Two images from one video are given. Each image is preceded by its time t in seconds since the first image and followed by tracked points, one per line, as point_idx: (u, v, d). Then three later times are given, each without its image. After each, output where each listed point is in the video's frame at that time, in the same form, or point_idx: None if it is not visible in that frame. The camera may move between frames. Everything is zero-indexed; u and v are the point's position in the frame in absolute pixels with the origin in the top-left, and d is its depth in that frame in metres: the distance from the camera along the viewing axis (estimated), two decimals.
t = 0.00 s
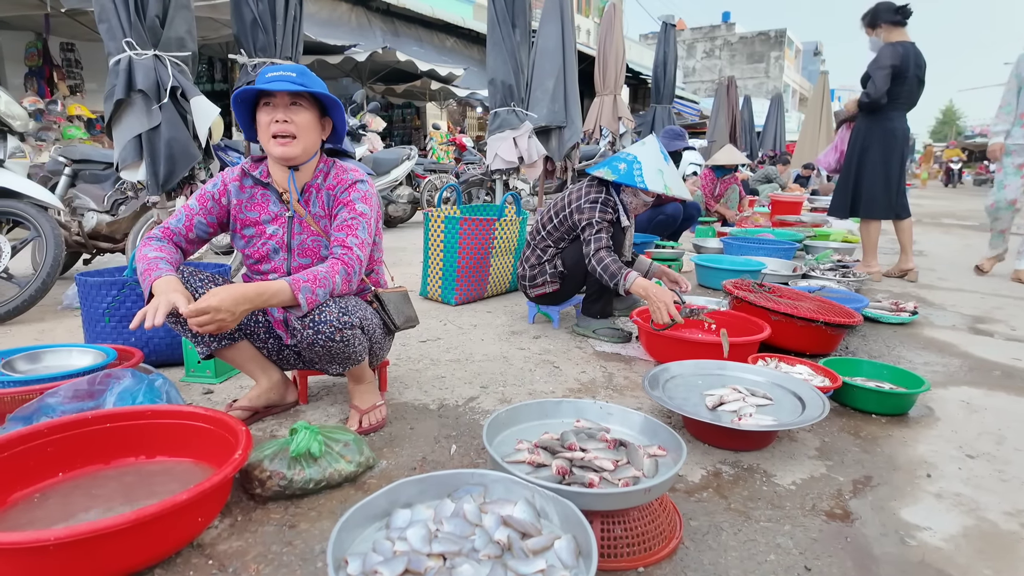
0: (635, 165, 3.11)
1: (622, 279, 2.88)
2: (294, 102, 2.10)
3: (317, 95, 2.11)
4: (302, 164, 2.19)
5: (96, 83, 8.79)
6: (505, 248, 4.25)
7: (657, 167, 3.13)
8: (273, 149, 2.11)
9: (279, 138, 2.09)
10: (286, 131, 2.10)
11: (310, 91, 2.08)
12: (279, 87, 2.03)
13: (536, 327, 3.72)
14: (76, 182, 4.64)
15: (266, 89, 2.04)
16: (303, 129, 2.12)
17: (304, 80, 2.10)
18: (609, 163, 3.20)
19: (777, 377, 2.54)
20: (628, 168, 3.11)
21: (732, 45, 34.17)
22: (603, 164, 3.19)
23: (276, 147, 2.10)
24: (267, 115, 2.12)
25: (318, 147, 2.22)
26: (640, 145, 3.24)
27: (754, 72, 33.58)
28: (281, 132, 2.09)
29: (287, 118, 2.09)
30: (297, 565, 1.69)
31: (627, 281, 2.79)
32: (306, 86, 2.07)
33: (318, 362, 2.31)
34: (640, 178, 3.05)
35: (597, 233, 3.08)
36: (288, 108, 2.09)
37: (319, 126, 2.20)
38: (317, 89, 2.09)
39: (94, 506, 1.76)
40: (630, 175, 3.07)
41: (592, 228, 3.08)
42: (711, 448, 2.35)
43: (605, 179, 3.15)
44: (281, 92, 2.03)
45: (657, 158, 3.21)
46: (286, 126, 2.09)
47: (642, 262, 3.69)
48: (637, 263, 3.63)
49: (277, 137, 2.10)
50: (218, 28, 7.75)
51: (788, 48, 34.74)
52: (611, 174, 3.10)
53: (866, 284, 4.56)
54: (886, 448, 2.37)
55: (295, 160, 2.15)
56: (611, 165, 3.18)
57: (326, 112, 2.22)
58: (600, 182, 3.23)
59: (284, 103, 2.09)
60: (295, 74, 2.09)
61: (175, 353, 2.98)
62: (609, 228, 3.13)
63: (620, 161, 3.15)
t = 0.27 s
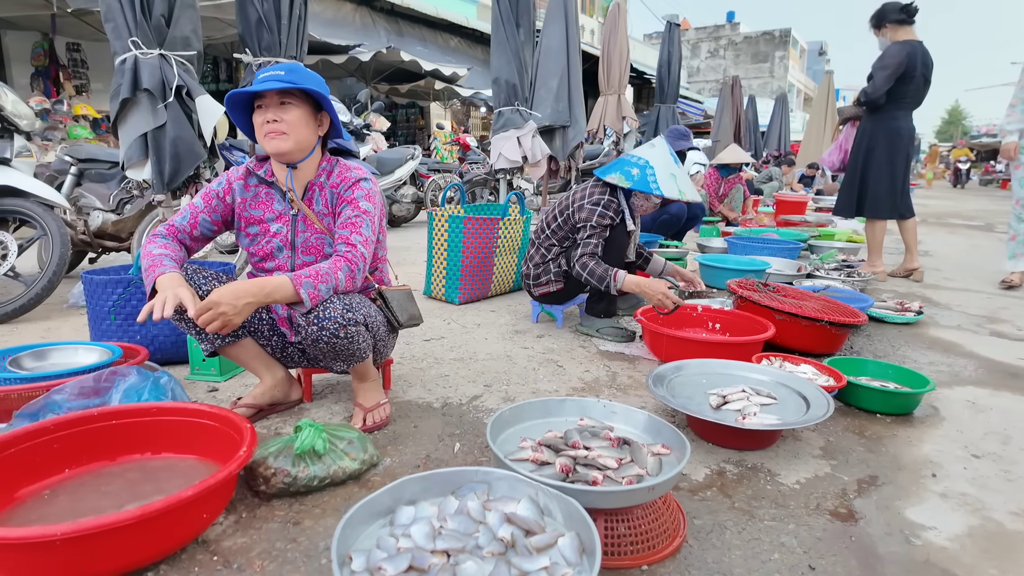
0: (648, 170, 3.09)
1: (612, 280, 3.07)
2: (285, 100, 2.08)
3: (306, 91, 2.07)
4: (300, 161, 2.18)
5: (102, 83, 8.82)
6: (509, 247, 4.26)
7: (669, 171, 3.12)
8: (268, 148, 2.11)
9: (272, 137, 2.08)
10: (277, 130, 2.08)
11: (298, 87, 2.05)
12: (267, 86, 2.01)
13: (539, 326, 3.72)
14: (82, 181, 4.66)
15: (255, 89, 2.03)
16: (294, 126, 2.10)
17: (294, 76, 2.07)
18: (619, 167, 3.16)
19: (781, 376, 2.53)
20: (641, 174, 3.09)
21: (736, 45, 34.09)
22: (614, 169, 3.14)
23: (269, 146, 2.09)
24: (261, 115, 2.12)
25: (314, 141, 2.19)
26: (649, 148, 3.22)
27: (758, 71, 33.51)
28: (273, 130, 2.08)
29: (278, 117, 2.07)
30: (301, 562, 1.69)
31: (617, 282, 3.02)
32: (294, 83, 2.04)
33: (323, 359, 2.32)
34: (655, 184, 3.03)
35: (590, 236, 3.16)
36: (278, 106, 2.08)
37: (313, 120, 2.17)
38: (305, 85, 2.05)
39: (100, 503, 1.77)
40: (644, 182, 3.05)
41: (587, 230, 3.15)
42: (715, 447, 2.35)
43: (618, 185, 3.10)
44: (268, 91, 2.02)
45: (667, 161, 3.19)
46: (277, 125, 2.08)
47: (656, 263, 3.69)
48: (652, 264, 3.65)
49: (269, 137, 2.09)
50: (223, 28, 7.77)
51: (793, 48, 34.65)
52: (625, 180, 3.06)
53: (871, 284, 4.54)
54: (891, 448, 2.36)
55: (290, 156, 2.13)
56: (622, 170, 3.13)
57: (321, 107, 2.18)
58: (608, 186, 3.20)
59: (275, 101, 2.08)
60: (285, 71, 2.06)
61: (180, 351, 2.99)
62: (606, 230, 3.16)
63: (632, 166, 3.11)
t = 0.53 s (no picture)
0: (673, 177, 3.06)
1: (615, 276, 3.19)
2: (282, 98, 2.08)
3: (303, 88, 2.06)
4: (300, 159, 2.18)
5: (108, 83, 8.85)
6: (513, 246, 4.25)
7: (690, 175, 3.12)
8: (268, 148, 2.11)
9: (271, 136, 2.08)
10: (276, 129, 2.08)
11: (294, 85, 2.04)
12: (263, 85, 2.01)
13: (543, 325, 3.71)
14: (88, 180, 4.68)
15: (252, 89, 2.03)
16: (292, 124, 2.09)
17: (290, 74, 2.07)
18: (640, 178, 3.10)
19: (786, 375, 2.52)
20: (666, 183, 3.05)
21: (742, 44, 34.01)
22: (637, 180, 3.08)
23: (268, 145, 2.10)
24: (260, 116, 2.13)
25: (314, 138, 2.19)
26: (664, 153, 3.18)
27: (764, 71, 33.42)
28: (271, 130, 2.07)
29: (276, 116, 2.07)
30: (304, 558, 1.69)
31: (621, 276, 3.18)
32: (290, 81, 2.03)
33: (326, 356, 2.32)
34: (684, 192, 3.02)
35: (593, 234, 3.18)
36: (276, 105, 2.08)
37: (312, 117, 2.16)
38: (301, 82, 2.04)
39: (105, 498, 1.77)
40: (674, 192, 3.01)
41: (591, 229, 3.17)
42: (720, 446, 2.34)
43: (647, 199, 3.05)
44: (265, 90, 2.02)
45: (682, 163, 3.19)
46: (275, 124, 2.08)
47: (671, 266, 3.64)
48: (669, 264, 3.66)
49: (268, 136, 2.09)
50: (228, 28, 7.79)
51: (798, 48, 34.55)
52: (656, 194, 3.01)
53: (876, 283, 4.52)
54: (897, 447, 2.34)
55: (290, 154, 2.13)
56: (645, 181, 3.08)
57: (320, 104, 2.17)
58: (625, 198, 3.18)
59: (273, 101, 2.08)
60: (281, 70, 2.06)
61: (185, 349, 3.00)
62: (610, 229, 3.17)
63: (657, 177, 3.07)
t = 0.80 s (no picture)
0: (678, 167, 3.09)
1: (621, 274, 3.18)
2: (283, 90, 2.07)
3: (304, 79, 2.05)
4: (303, 151, 2.17)
5: (111, 81, 8.85)
6: (515, 241, 4.24)
7: (693, 163, 3.16)
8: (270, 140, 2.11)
9: (272, 128, 2.08)
10: (277, 121, 2.07)
11: (295, 77, 2.02)
12: (264, 77, 2.00)
13: (545, 320, 3.70)
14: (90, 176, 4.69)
15: (254, 81, 2.02)
16: (293, 116, 2.08)
17: (291, 66, 2.05)
18: (645, 170, 3.09)
19: (789, 369, 2.50)
20: (672, 173, 3.07)
21: (746, 42, 33.91)
22: (643, 174, 3.07)
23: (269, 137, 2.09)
24: (261, 108, 2.12)
25: (316, 129, 2.18)
26: (666, 144, 3.19)
27: (768, 68, 33.32)
28: (272, 122, 2.07)
29: (277, 108, 2.07)
30: (304, 549, 1.69)
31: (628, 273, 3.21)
32: (291, 72, 2.02)
33: (327, 349, 2.31)
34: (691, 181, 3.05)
35: (601, 227, 3.16)
36: (277, 97, 2.07)
37: (313, 109, 2.15)
38: (302, 74, 2.03)
39: (104, 489, 1.77)
40: (681, 181, 3.04)
41: (598, 222, 3.15)
42: (723, 440, 2.32)
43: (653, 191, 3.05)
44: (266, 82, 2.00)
45: (684, 153, 3.22)
46: (276, 116, 2.07)
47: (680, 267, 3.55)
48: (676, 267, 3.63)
49: (269, 128, 2.09)
50: (231, 24, 7.79)
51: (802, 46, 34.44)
52: (664, 186, 3.01)
53: (881, 279, 4.49)
54: (900, 441, 2.33)
55: (292, 147, 2.13)
56: (651, 173, 3.08)
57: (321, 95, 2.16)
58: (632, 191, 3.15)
59: (273, 93, 2.07)
60: (282, 61, 2.05)
61: (186, 343, 3.00)
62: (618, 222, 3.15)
63: (663, 168, 3.07)
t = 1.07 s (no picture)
0: (676, 146, 3.11)
1: (631, 267, 3.18)
2: (289, 78, 2.05)
3: (310, 67, 2.04)
4: (308, 139, 2.16)
5: (113, 73, 8.85)
6: (518, 232, 4.23)
7: (690, 139, 3.20)
8: (275, 128, 2.10)
9: (277, 116, 2.07)
10: (282, 109, 2.06)
11: (301, 65, 2.01)
12: (270, 64, 1.98)
13: (548, 311, 3.70)
14: (93, 167, 4.70)
15: (259, 68, 2.01)
16: (298, 104, 2.07)
17: (298, 53, 2.04)
18: (645, 155, 3.09)
19: (793, 359, 2.49)
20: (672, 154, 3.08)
21: (750, 35, 33.72)
22: (644, 160, 3.06)
23: (274, 125, 2.08)
24: (266, 96, 2.11)
25: (321, 118, 2.16)
26: (659, 127, 3.21)
27: (772, 61, 33.13)
28: (277, 110, 2.06)
29: (283, 95, 2.05)
30: (307, 536, 1.69)
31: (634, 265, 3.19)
32: (297, 60, 2.01)
33: (329, 338, 2.31)
34: (691, 158, 3.10)
35: (609, 220, 3.14)
36: (283, 85, 2.06)
37: (319, 98, 2.14)
38: (308, 61, 2.02)
39: (108, 476, 1.77)
40: (682, 160, 3.07)
41: (605, 214, 3.13)
42: (727, 430, 2.31)
43: (657, 176, 3.06)
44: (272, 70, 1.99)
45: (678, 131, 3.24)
46: (282, 104, 2.06)
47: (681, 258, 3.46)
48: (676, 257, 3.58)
49: (275, 116, 2.08)
50: (233, 16, 7.76)
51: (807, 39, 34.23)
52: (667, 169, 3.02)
53: (885, 272, 4.48)
54: (905, 431, 2.32)
55: (297, 135, 2.12)
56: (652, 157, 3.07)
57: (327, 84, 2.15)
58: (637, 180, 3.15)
59: (280, 80, 2.05)
60: (288, 48, 2.03)
61: (189, 332, 3.00)
62: (626, 213, 3.13)
63: (662, 149, 3.08)
